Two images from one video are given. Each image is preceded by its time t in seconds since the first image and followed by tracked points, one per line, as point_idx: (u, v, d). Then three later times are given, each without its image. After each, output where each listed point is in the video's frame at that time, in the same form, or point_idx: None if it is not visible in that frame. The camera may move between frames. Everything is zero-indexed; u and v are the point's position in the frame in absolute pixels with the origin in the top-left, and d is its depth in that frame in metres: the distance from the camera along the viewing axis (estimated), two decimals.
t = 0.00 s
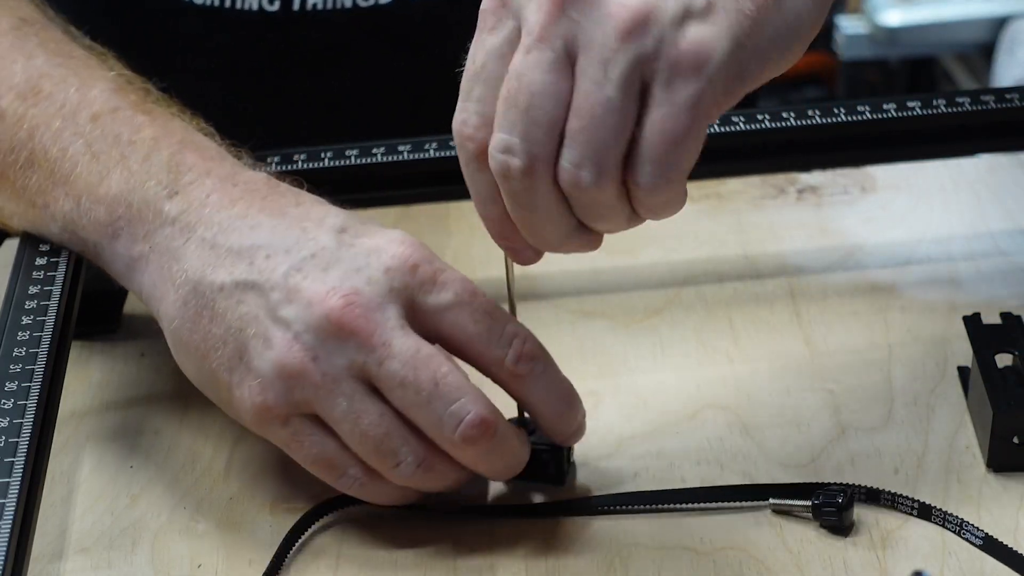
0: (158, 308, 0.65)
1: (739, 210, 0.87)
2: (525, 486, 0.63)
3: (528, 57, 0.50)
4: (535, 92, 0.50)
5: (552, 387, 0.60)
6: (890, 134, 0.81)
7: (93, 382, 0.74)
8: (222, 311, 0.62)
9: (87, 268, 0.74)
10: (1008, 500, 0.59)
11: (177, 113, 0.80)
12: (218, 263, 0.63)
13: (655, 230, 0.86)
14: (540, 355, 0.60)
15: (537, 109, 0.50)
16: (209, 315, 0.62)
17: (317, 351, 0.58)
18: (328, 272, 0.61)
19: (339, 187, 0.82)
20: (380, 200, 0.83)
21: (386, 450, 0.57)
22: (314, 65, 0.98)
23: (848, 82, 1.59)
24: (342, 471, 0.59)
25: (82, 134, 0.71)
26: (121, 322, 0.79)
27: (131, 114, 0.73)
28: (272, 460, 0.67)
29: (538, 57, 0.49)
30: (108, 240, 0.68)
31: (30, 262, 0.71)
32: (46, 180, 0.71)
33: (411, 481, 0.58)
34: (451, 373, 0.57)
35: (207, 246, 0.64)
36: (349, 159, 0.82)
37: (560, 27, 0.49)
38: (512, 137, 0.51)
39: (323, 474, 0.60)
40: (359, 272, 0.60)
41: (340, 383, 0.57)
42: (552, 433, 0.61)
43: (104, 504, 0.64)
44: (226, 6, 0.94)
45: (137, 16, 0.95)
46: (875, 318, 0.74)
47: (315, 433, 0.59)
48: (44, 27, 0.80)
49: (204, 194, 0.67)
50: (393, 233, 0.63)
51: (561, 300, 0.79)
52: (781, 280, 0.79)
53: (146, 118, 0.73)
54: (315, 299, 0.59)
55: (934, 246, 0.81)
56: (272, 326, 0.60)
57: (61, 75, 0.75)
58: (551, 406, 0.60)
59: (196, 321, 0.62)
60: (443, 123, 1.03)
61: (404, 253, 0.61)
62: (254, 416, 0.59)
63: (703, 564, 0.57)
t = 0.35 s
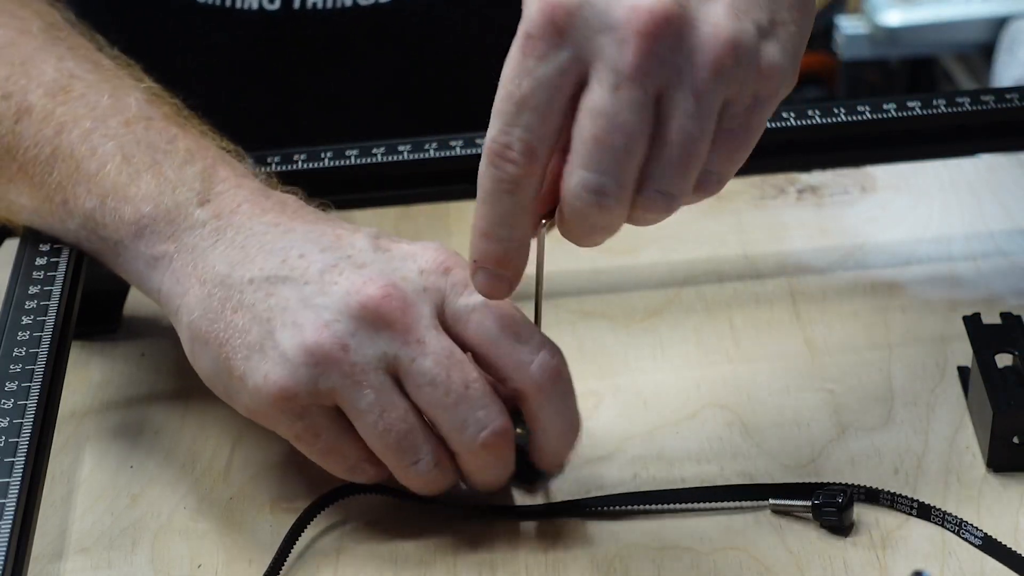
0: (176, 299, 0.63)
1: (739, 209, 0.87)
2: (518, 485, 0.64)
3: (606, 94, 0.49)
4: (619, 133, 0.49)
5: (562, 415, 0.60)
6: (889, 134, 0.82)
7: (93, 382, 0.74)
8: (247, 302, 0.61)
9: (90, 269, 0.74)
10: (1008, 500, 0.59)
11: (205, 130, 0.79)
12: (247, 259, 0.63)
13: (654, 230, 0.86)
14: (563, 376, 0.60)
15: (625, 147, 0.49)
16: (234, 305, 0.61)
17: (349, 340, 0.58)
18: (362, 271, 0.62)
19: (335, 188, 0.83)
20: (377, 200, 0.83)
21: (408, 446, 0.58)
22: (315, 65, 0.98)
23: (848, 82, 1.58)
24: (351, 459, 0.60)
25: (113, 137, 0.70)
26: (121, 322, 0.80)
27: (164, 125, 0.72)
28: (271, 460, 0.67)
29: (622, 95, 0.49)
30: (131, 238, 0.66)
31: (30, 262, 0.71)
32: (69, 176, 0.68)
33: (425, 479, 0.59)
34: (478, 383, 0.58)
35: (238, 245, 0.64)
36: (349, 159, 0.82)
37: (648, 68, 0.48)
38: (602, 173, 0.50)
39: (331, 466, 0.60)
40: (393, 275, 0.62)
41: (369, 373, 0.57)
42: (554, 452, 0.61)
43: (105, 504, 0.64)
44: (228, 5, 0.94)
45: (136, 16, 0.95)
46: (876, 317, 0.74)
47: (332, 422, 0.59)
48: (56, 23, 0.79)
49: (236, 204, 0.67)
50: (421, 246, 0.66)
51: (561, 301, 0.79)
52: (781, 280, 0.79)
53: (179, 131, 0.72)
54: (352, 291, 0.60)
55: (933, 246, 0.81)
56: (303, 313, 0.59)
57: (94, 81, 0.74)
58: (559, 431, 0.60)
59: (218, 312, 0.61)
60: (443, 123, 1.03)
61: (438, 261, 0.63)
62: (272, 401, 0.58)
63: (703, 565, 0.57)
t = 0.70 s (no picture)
0: (171, 305, 0.62)
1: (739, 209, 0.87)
2: (518, 485, 0.64)
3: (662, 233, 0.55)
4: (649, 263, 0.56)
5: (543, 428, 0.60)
6: (889, 135, 0.82)
7: (93, 382, 0.74)
8: (237, 315, 0.58)
9: (88, 269, 0.74)
10: (1008, 499, 0.59)
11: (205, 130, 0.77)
12: (237, 266, 0.59)
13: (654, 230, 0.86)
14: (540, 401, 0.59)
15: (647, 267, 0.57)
16: (224, 317, 0.58)
17: (333, 359, 0.56)
18: (349, 283, 0.57)
19: (332, 189, 0.82)
20: (374, 202, 0.83)
21: (393, 457, 0.58)
22: (315, 66, 0.98)
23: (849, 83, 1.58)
24: (345, 467, 0.60)
25: (110, 137, 0.67)
26: (121, 322, 0.80)
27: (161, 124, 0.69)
28: (271, 460, 0.67)
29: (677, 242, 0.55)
30: (128, 242, 0.64)
31: (30, 262, 0.71)
32: (69, 176, 0.67)
33: (414, 486, 0.60)
34: (462, 399, 0.57)
35: (228, 251, 0.60)
36: (349, 159, 0.82)
37: (717, 235, 0.55)
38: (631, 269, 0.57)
39: (326, 468, 0.61)
40: (380, 286, 0.57)
41: (354, 392, 0.56)
42: (538, 457, 0.61)
43: (105, 504, 0.64)
44: (230, 5, 0.95)
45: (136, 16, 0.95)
46: (875, 317, 0.74)
47: (322, 435, 0.59)
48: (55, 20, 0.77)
49: (230, 208, 0.63)
50: (415, 251, 0.60)
51: (560, 301, 0.79)
52: (781, 280, 0.79)
53: (177, 131, 0.69)
54: (335, 308, 0.56)
55: (932, 246, 0.81)
56: (289, 331, 0.57)
57: (93, 82, 0.71)
58: (541, 439, 0.60)
59: (211, 323, 0.59)
60: (443, 122, 1.03)
61: (429, 271, 0.58)
62: (265, 418, 0.58)
63: (703, 564, 0.57)
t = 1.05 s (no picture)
0: (167, 305, 0.62)
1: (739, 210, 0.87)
2: (518, 486, 0.64)
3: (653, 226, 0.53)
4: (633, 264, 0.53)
5: (528, 439, 0.60)
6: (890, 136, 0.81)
7: (94, 382, 0.74)
8: (226, 323, 0.58)
9: (88, 268, 0.74)
10: (1008, 500, 0.59)
11: (200, 124, 0.76)
12: (229, 271, 0.59)
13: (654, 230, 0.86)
14: (528, 412, 0.59)
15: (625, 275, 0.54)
16: (213, 326, 0.58)
17: (317, 376, 0.55)
18: (335, 296, 0.57)
19: (333, 188, 0.83)
20: (372, 202, 0.83)
21: (379, 469, 0.58)
22: (316, 66, 0.98)
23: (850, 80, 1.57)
24: (337, 473, 0.61)
25: (105, 134, 0.67)
26: (121, 322, 0.80)
27: (158, 119, 0.69)
28: (271, 460, 0.67)
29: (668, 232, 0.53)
30: (125, 241, 0.64)
31: (30, 261, 0.71)
32: (65, 177, 0.67)
33: (402, 494, 0.60)
34: (446, 416, 0.57)
35: (222, 254, 0.60)
36: (348, 159, 0.82)
37: (715, 229, 0.53)
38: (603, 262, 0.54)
39: (317, 473, 0.61)
40: (366, 301, 0.56)
41: (340, 408, 0.56)
42: (526, 462, 0.62)
43: (104, 504, 0.64)
44: (239, 6, 0.94)
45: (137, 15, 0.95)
46: (875, 317, 0.74)
47: (311, 446, 0.59)
48: (51, 20, 0.77)
49: (224, 206, 0.62)
50: (406, 262, 0.59)
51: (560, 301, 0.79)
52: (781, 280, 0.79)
53: (171, 125, 0.69)
54: (319, 326, 0.55)
55: (933, 246, 0.81)
56: (275, 344, 0.56)
57: (87, 79, 0.71)
58: (527, 448, 0.60)
59: (203, 328, 0.59)
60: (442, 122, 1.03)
61: (416, 284, 0.57)
62: (254, 429, 0.58)
63: (703, 564, 0.57)
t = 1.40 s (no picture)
0: (168, 305, 0.62)
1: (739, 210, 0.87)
2: (519, 485, 0.64)
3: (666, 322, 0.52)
4: (641, 354, 0.53)
5: (530, 438, 0.60)
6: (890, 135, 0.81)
7: (94, 382, 0.74)
8: (228, 323, 0.58)
9: (88, 268, 0.74)
10: (1008, 500, 0.59)
11: (200, 124, 0.76)
12: (230, 271, 0.59)
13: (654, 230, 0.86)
14: (530, 412, 0.59)
15: (631, 363, 0.54)
16: (215, 325, 0.58)
17: (319, 375, 0.55)
18: (339, 295, 0.56)
19: (333, 188, 0.83)
20: (373, 201, 0.83)
21: (381, 469, 0.59)
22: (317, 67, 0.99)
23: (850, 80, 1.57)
24: (339, 472, 0.61)
25: (105, 135, 0.67)
26: (121, 322, 0.80)
27: (158, 120, 0.69)
28: (272, 460, 0.67)
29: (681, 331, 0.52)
30: (125, 241, 0.64)
31: (30, 262, 0.71)
32: (65, 178, 0.67)
33: (404, 493, 0.60)
34: (448, 416, 0.57)
35: (223, 254, 0.60)
36: (348, 159, 0.82)
37: (727, 330, 0.53)
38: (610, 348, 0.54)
39: (319, 473, 0.61)
40: (368, 299, 0.56)
41: (342, 408, 0.56)
42: (527, 461, 0.62)
43: (105, 504, 0.64)
44: (230, 8, 0.94)
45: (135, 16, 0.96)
46: (875, 317, 0.75)
47: (313, 445, 0.59)
48: (51, 20, 0.77)
49: (226, 206, 0.62)
50: (408, 263, 0.59)
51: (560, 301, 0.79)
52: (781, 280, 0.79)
53: (172, 126, 0.69)
54: (322, 325, 0.55)
55: (932, 246, 0.81)
56: (277, 344, 0.56)
57: (87, 80, 0.71)
58: (529, 447, 0.60)
59: (204, 327, 0.59)
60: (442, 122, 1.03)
61: (418, 284, 0.57)
62: (256, 428, 0.58)
63: (703, 564, 0.57)
